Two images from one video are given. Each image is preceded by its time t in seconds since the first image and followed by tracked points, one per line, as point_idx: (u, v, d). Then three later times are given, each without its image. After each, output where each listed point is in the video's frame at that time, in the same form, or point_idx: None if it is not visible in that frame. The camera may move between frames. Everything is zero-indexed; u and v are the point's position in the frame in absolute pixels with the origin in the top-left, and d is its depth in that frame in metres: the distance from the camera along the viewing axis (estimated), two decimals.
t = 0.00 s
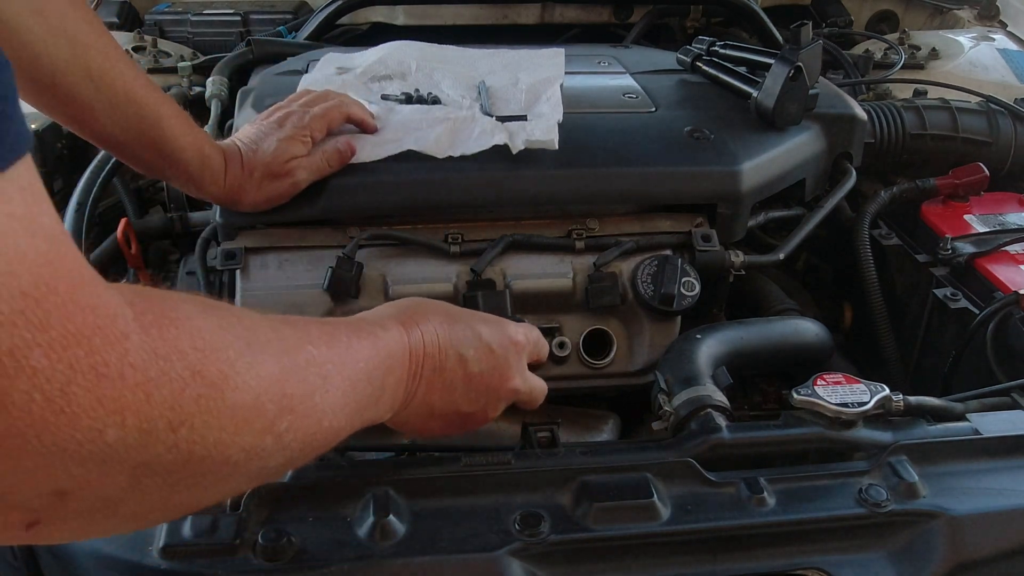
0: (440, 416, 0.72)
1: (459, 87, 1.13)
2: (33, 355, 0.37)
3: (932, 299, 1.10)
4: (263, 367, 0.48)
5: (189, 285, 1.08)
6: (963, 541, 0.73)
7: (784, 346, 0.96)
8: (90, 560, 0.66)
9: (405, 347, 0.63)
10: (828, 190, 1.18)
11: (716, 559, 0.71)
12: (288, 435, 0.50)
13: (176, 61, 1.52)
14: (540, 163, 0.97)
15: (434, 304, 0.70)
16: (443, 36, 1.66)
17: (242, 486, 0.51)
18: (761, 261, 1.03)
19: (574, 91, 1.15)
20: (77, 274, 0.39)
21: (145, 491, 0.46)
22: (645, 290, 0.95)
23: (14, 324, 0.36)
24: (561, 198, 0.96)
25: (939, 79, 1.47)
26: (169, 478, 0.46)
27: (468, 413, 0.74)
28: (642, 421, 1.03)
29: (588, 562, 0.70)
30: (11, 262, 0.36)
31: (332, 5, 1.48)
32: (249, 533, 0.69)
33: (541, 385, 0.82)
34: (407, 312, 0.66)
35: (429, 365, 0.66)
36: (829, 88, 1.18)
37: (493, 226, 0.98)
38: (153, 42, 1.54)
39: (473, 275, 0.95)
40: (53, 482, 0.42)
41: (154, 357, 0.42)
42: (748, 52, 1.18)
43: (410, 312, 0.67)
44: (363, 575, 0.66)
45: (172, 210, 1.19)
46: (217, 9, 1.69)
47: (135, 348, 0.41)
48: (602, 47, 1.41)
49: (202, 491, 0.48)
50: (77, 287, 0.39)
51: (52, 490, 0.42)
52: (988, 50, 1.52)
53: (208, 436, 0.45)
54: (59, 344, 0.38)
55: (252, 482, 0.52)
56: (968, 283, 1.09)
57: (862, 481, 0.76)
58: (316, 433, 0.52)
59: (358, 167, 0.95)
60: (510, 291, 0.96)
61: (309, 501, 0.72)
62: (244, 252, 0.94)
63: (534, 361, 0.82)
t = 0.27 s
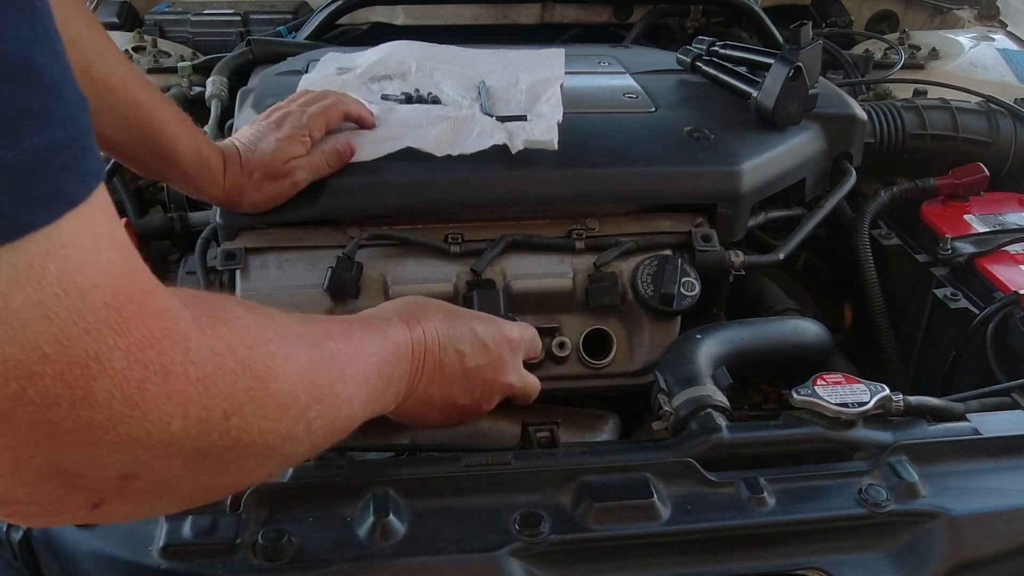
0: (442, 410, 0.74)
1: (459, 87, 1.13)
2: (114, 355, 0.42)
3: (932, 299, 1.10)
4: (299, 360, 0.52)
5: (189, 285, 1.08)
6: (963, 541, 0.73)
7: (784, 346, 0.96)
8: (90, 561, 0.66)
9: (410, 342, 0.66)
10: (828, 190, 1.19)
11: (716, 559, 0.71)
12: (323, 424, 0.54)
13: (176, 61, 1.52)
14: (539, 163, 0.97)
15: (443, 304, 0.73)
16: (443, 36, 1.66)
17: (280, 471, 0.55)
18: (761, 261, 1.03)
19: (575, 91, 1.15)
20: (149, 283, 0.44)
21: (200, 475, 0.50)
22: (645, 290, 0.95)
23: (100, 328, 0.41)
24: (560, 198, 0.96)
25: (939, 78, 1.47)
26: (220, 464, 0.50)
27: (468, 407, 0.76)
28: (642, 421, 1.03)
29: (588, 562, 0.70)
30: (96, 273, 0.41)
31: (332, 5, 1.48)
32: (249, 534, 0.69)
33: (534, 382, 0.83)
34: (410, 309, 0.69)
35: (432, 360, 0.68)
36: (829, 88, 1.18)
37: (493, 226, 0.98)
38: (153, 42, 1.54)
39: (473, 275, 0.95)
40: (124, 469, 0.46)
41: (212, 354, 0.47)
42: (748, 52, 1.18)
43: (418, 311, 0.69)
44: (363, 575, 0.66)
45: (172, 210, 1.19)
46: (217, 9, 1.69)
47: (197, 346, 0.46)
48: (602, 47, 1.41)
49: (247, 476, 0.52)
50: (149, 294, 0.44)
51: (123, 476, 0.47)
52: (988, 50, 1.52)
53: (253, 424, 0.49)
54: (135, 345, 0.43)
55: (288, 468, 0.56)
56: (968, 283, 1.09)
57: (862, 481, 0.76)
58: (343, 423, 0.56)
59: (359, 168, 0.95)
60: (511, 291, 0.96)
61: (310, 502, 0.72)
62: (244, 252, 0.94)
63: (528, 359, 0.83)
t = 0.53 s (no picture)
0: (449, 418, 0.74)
1: (459, 86, 1.13)
2: (149, 366, 0.41)
3: (932, 299, 1.10)
4: (322, 366, 0.52)
5: (189, 285, 1.08)
6: (963, 541, 0.73)
7: (784, 346, 0.96)
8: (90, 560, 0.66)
9: (419, 350, 0.65)
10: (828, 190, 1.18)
11: (716, 559, 0.71)
12: (346, 431, 0.54)
13: (176, 60, 1.52)
14: (539, 163, 0.97)
15: (445, 311, 0.73)
16: (444, 35, 1.66)
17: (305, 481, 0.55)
18: (761, 261, 1.03)
19: (575, 91, 1.15)
20: (179, 293, 0.44)
21: (230, 485, 0.49)
22: (645, 290, 0.95)
23: (134, 339, 0.41)
24: (560, 197, 0.96)
25: (939, 78, 1.47)
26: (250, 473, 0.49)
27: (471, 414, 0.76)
28: (642, 421, 1.03)
29: (588, 562, 0.70)
30: (127, 283, 0.40)
31: (332, 5, 1.48)
32: (249, 533, 0.69)
33: (534, 387, 0.84)
34: (415, 317, 0.68)
35: (440, 368, 0.68)
36: (829, 88, 1.18)
37: (493, 226, 0.98)
38: (153, 41, 1.54)
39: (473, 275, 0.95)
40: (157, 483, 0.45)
41: (242, 363, 0.46)
42: (748, 52, 1.18)
43: (421, 318, 0.69)
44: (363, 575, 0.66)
45: (172, 210, 1.19)
46: (217, 9, 1.69)
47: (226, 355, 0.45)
48: (602, 47, 1.40)
49: (274, 485, 0.52)
50: (178, 304, 0.43)
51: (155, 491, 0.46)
52: (988, 50, 1.52)
53: (280, 433, 0.49)
54: (168, 354, 0.42)
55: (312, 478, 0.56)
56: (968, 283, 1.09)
57: (862, 481, 0.76)
58: (364, 431, 0.56)
59: (358, 167, 0.95)
60: (511, 291, 0.95)
61: (310, 502, 0.72)
62: (244, 252, 0.94)
63: (528, 363, 0.85)
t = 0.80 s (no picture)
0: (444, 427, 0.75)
1: (459, 87, 1.13)
2: (157, 427, 0.41)
3: (932, 299, 1.10)
4: (326, 397, 0.52)
5: (189, 285, 1.08)
6: (964, 541, 0.73)
7: (784, 347, 0.96)
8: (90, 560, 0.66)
9: (416, 361, 0.65)
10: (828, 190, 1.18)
11: (716, 559, 0.71)
12: (348, 460, 0.54)
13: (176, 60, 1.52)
14: (539, 163, 0.97)
15: (438, 319, 0.72)
16: (443, 35, 1.66)
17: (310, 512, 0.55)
18: (761, 261, 1.03)
19: (575, 92, 1.15)
20: (182, 351, 0.43)
21: (238, 525, 0.49)
22: (645, 290, 0.95)
23: (142, 400, 0.40)
24: (560, 198, 0.97)
25: (939, 78, 1.47)
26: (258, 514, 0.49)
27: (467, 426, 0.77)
28: (642, 420, 1.03)
29: (589, 562, 0.70)
30: (135, 348, 0.40)
31: (332, 5, 1.48)
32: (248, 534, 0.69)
33: (530, 392, 0.84)
34: (410, 327, 0.68)
35: (433, 383, 0.68)
36: (829, 88, 1.18)
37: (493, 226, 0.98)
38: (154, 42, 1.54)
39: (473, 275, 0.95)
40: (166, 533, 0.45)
41: (249, 409, 0.46)
42: (748, 52, 1.18)
43: (414, 328, 0.69)
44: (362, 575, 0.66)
45: (172, 210, 1.19)
46: (217, 9, 1.69)
47: (233, 403, 0.45)
48: (603, 47, 1.40)
49: (284, 517, 0.52)
50: (184, 357, 0.43)
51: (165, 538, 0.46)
52: (988, 50, 1.52)
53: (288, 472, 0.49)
54: (176, 412, 0.42)
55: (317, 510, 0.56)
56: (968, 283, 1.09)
57: (862, 481, 0.76)
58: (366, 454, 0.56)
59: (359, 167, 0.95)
60: (511, 290, 0.95)
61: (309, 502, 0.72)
62: (244, 252, 0.94)
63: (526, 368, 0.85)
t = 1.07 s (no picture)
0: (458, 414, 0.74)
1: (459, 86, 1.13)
2: (238, 337, 0.43)
3: (932, 299, 1.10)
4: (373, 341, 0.54)
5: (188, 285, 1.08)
6: (963, 541, 0.73)
7: (784, 346, 0.96)
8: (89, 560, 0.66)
9: (431, 350, 0.65)
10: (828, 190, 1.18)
11: (716, 558, 0.71)
12: (397, 401, 0.56)
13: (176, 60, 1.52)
14: (538, 163, 0.98)
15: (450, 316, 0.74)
16: (443, 35, 1.66)
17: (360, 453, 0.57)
18: (761, 261, 1.02)
19: (575, 91, 1.15)
20: (252, 274, 0.45)
21: (304, 453, 0.51)
22: (645, 290, 0.95)
23: (225, 309, 0.42)
24: (560, 197, 0.97)
25: (939, 78, 1.47)
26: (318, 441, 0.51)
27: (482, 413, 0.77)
28: (642, 420, 1.03)
29: (589, 562, 0.70)
30: (218, 268, 0.42)
31: (332, 5, 1.48)
32: (249, 533, 0.69)
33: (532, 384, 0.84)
34: (423, 320, 0.69)
35: (447, 372, 0.68)
36: (829, 88, 1.18)
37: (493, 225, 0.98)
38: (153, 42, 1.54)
39: (473, 275, 0.96)
40: (243, 444, 0.47)
41: (312, 331, 0.48)
42: (748, 52, 1.18)
43: (429, 321, 0.70)
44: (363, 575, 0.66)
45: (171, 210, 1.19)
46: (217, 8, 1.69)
47: (299, 323, 0.47)
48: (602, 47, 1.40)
49: (337, 457, 0.54)
50: (257, 281, 0.46)
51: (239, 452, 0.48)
52: (988, 50, 1.52)
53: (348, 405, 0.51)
54: (254, 324, 0.44)
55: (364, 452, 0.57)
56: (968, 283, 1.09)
57: (862, 481, 0.76)
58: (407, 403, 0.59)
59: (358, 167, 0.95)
60: (510, 290, 0.95)
61: (310, 502, 0.72)
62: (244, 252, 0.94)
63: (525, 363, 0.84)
